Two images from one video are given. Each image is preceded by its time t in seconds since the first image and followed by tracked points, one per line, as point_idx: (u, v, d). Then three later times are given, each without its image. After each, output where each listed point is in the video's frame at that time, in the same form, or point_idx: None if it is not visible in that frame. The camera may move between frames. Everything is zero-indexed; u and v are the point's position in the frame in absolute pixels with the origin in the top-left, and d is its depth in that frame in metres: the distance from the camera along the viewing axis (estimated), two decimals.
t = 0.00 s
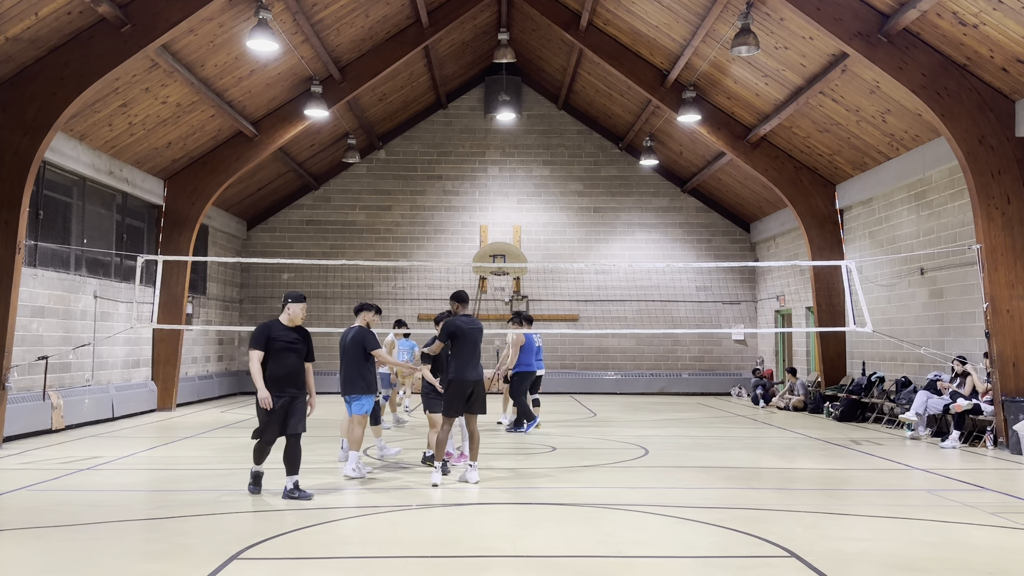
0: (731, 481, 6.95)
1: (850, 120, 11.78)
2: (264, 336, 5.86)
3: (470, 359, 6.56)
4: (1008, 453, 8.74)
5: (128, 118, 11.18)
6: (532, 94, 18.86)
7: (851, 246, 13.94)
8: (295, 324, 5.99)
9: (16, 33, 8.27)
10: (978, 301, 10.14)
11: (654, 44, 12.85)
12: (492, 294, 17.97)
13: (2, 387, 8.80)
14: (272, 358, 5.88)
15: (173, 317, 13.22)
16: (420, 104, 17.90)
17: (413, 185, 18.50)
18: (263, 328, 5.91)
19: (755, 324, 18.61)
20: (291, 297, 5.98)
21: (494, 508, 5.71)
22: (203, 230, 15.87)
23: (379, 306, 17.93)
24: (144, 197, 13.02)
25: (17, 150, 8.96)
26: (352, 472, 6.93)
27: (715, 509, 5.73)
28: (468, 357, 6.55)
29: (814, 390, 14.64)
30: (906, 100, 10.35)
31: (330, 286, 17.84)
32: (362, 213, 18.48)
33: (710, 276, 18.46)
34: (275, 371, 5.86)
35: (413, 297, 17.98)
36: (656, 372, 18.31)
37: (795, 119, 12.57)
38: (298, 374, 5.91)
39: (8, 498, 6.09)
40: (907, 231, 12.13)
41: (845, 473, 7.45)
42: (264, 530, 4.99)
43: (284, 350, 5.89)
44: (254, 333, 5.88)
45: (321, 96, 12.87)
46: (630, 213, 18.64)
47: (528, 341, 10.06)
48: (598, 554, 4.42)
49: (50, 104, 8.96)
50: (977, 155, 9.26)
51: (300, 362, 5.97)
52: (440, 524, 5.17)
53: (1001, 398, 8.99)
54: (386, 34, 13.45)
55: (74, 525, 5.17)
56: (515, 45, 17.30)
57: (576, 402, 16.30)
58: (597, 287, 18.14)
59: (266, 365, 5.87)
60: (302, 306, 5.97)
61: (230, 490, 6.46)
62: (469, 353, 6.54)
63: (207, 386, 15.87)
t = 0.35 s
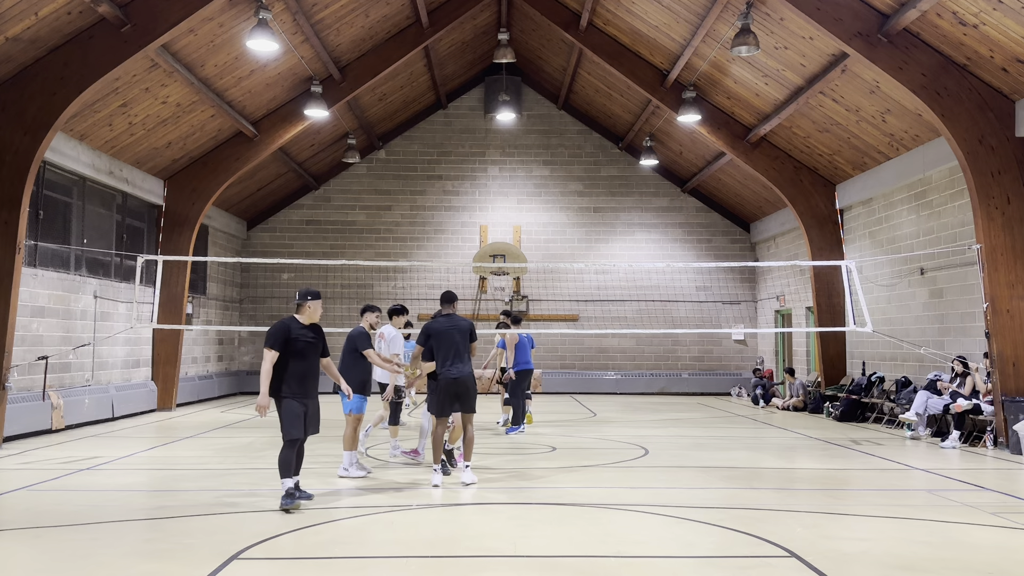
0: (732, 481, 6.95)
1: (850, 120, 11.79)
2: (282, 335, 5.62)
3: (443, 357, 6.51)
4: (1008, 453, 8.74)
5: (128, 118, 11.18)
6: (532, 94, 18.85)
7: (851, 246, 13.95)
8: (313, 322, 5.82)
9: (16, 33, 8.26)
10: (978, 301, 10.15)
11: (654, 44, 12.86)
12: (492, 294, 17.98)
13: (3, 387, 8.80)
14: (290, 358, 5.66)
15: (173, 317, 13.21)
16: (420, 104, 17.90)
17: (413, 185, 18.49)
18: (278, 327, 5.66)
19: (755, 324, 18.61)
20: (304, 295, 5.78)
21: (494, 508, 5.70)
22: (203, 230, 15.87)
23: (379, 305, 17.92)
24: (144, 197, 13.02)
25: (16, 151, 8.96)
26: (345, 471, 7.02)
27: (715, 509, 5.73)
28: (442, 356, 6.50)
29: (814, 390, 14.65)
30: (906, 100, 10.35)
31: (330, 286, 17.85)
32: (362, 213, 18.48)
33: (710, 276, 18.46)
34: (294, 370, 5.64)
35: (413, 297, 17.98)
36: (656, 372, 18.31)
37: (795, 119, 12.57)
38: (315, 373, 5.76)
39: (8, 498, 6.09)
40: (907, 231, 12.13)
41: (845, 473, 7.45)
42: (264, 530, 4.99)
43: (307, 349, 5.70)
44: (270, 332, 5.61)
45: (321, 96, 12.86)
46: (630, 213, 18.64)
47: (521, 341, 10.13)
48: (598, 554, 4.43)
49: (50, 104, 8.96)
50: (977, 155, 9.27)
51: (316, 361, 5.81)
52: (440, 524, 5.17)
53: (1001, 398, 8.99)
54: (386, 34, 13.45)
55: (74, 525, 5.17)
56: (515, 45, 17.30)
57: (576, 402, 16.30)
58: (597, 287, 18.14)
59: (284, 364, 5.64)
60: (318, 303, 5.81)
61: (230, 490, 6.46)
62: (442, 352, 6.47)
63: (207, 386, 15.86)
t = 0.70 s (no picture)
0: (731, 481, 6.95)
1: (850, 120, 11.78)
2: (297, 331, 5.36)
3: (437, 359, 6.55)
4: (1008, 453, 8.74)
5: (128, 118, 11.18)
6: (532, 94, 18.85)
7: (851, 246, 13.95)
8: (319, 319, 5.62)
9: (16, 32, 8.27)
10: (977, 301, 10.15)
11: (654, 44, 12.85)
12: (492, 294, 17.99)
13: (2, 387, 8.79)
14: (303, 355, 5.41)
15: (173, 317, 13.22)
16: (420, 104, 17.90)
17: (413, 185, 18.50)
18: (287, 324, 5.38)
19: (755, 324, 18.61)
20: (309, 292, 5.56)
21: (494, 508, 5.70)
22: (203, 230, 15.87)
23: (379, 305, 17.92)
24: (144, 197, 13.02)
25: (16, 150, 8.96)
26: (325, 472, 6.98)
27: (715, 509, 5.73)
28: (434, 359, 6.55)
29: (814, 390, 14.65)
30: (906, 100, 10.35)
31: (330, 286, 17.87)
32: (362, 213, 18.48)
33: (710, 276, 18.46)
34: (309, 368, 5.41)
35: (413, 297, 17.98)
36: (656, 372, 18.31)
37: (795, 119, 12.57)
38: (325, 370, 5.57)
39: (7, 498, 6.09)
40: (908, 231, 12.13)
41: (845, 473, 7.45)
42: (263, 530, 4.99)
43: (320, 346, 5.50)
44: (285, 330, 5.32)
45: (321, 96, 12.87)
46: (630, 213, 18.64)
47: (516, 340, 10.09)
48: (598, 554, 4.43)
49: (50, 104, 8.96)
50: (977, 155, 9.26)
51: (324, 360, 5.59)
52: (440, 523, 5.18)
53: (1001, 398, 8.99)
54: (386, 34, 13.45)
55: (74, 525, 5.17)
56: (515, 45, 17.30)
57: (576, 402, 16.30)
58: (597, 287, 18.13)
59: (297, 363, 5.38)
60: (325, 299, 5.65)
61: (230, 490, 6.46)
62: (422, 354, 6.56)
63: (207, 386, 15.87)
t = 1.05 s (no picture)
0: (731, 481, 6.95)
1: (850, 120, 11.78)
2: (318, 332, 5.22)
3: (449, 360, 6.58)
4: (1008, 453, 8.74)
5: (128, 118, 11.17)
6: (532, 94, 18.84)
7: (851, 246, 13.95)
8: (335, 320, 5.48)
9: (16, 32, 8.26)
10: (977, 301, 10.15)
11: (654, 44, 12.86)
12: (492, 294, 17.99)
13: (2, 387, 8.79)
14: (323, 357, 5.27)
15: (173, 317, 13.21)
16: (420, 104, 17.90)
17: (413, 185, 18.50)
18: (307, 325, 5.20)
19: (755, 324, 18.62)
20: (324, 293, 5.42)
21: (494, 508, 5.70)
22: (203, 230, 15.87)
23: (379, 305, 17.92)
24: (144, 197, 13.01)
25: (16, 150, 8.96)
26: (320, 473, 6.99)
27: (715, 509, 5.73)
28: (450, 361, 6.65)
29: (814, 390, 14.65)
30: (906, 100, 10.35)
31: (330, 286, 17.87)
32: (362, 213, 18.48)
33: (710, 276, 18.46)
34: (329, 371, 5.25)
35: (414, 297, 17.98)
36: (656, 372, 18.31)
37: (795, 120, 12.58)
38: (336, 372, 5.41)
39: (7, 498, 6.09)
40: (907, 231, 12.13)
41: (845, 473, 7.45)
42: (263, 530, 4.99)
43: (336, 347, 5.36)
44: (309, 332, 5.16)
45: (321, 96, 12.87)
46: (630, 213, 18.64)
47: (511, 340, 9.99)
48: (599, 554, 4.43)
49: (50, 104, 8.96)
50: (977, 154, 9.27)
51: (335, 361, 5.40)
52: (440, 523, 5.18)
53: (1001, 398, 8.99)
54: (386, 34, 13.44)
55: (74, 525, 5.17)
56: (515, 45, 17.30)
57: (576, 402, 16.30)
58: (597, 287, 18.13)
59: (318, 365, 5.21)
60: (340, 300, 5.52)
61: (230, 490, 6.46)
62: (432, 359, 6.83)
63: (207, 386, 15.87)
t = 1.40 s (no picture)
0: (731, 481, 6.95)
1: (850, 120, 11.78)
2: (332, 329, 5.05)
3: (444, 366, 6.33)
4: (1008, 453, 8.74)
5: (128, 118, 11.18)
6: (532, 94, 18.84)
7: (851, 246, 13.95)
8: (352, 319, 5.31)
9: (16, 33, 8.26)
10: (978, 301, 10.14)
11: (654, 44, 12.85)
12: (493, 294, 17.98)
13: (2, 387, 8.79)
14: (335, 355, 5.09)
15: (173, 317, 13.21)
16: (420, 104, 17.91)
17: (413, 185, 18.50)
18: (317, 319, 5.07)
19: (755, 324, 18.62)
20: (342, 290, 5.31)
21: (493, 508, 5.70)
22: (203, 230, 15.88)
23: (379, 305, 17.92)
24: (144, 197, 13.02)
25: (16, 150, 8.96)
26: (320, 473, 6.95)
27: (715, 509, 5.73)
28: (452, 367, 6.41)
29: (814, 390, 14.65)
30: (906, 100, 10.35)
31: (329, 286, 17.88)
32: (362, 213, 18.48)
33: (710, 276, 18.46)
34: (336, 367, 5.10)
35: (414, 297, 17.98)
36: (656, 372, 18.31)
37: (795, 119, 12.57)
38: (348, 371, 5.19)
39: (7, 498, 6.09)
40: (907, 231, 12.13)
41: (845, 473, 7.45)
42: (263, 530, 4.98)
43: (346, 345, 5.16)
44: (320, 329, 5.00)
45: (321, 96, 12.87)
46: (630, 213, 18.64)
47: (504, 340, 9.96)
48: (599, 554, 4.42)
49: (50, 104, 8.96)
50: (977, 154, 9.26)
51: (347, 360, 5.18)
52: (440, 523, 5.18)
53: (1001, 398, 8.99)
54: (386, 34, 13.45)
55: (74, 525, 5.17)
56: (515, 45, 17.31)
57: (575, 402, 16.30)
58: (597, 287, 18.12)
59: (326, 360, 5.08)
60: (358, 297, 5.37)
61: (230, 490, 6.46)
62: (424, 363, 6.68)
63: (207, 386, 15.88)
